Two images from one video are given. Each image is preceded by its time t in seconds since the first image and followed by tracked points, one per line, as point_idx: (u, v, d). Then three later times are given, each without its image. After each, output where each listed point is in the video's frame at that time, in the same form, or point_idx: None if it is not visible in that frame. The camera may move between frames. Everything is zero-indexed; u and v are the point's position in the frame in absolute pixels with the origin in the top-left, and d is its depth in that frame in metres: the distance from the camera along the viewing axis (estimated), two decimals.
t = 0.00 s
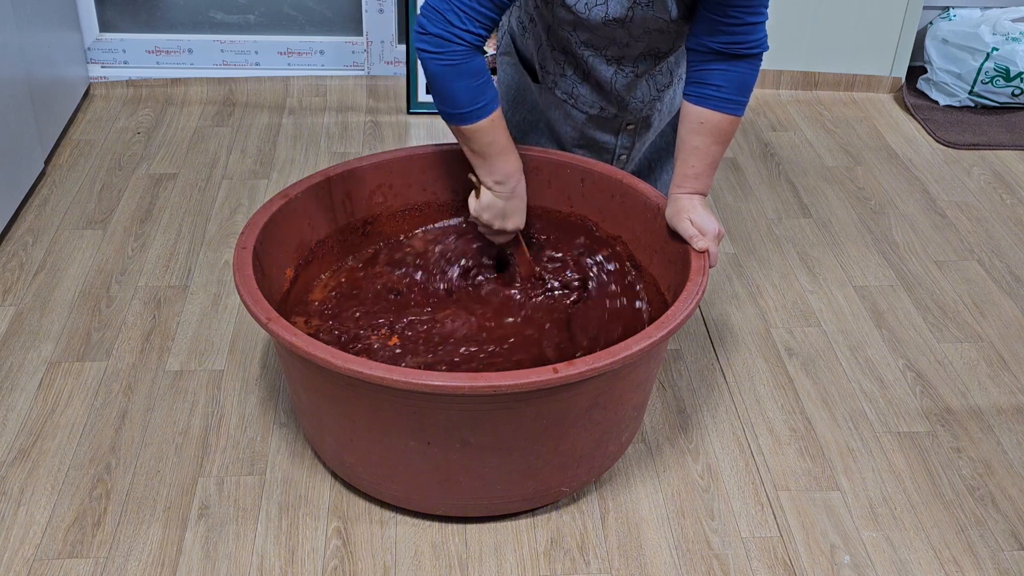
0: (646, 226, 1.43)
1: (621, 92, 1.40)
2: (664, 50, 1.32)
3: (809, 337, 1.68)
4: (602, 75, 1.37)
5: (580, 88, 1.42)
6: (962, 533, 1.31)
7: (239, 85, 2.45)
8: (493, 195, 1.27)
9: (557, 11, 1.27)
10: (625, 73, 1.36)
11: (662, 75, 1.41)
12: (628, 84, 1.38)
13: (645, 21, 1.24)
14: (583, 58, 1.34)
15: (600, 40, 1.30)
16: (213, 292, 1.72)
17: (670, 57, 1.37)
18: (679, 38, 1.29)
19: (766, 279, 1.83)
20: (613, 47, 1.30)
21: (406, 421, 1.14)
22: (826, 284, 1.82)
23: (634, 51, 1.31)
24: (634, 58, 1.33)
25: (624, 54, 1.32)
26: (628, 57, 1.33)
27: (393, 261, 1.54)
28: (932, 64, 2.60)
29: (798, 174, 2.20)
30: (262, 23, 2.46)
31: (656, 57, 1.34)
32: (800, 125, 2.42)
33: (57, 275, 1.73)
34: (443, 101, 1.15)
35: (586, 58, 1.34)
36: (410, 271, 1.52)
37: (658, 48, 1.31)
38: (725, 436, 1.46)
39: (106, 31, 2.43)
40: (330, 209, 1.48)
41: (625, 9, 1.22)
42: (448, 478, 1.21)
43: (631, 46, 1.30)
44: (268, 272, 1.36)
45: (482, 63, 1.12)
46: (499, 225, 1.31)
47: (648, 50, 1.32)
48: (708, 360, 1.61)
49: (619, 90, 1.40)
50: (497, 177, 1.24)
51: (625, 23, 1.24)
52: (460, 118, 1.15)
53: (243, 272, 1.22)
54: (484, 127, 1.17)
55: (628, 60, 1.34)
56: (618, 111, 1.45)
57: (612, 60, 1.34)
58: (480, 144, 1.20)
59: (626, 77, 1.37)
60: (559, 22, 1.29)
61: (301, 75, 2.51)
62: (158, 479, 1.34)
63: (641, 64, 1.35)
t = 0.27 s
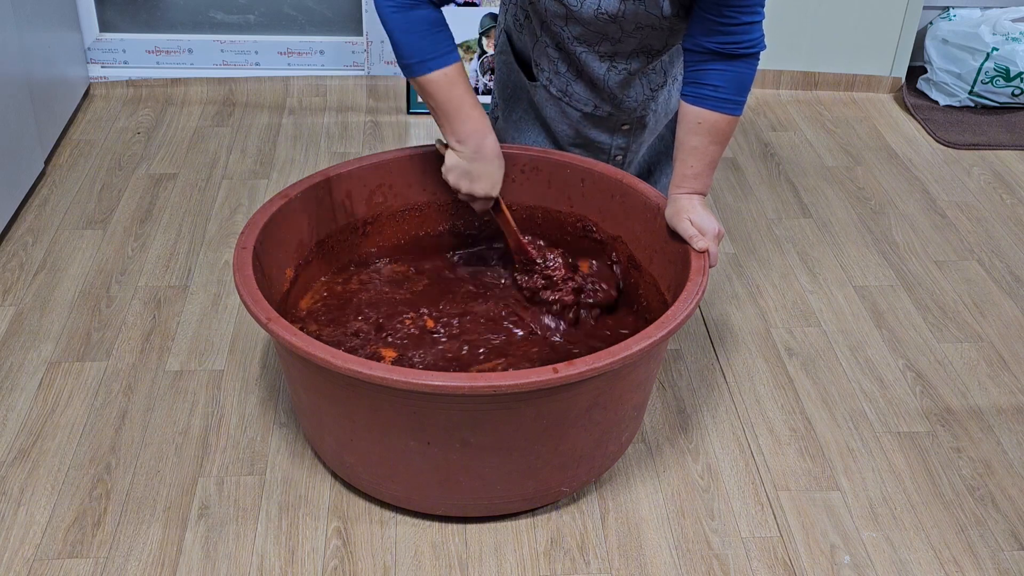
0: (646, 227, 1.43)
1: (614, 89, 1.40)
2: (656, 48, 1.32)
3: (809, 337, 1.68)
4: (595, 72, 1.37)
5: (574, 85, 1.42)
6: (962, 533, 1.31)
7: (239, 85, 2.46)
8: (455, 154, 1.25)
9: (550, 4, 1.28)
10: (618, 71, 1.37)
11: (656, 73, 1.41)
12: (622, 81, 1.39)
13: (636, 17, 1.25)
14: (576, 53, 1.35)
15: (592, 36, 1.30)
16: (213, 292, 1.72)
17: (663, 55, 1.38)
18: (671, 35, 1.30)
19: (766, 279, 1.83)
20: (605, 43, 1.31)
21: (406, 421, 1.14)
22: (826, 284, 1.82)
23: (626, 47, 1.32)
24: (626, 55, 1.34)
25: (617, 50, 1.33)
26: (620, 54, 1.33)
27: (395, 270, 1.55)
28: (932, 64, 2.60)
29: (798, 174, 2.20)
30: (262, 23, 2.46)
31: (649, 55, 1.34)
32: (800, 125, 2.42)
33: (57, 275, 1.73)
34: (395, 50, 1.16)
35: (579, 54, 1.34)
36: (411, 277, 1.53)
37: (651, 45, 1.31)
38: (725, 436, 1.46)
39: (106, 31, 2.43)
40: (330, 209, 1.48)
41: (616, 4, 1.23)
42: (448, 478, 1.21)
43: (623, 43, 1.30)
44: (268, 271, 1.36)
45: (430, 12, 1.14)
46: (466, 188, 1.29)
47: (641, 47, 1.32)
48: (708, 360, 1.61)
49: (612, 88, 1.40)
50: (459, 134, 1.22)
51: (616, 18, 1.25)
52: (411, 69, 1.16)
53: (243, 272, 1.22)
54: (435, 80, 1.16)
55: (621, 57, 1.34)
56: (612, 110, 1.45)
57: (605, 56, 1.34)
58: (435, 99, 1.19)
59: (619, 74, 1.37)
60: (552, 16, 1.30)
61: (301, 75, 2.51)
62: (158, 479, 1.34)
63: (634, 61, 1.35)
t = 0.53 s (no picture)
0: (646, 227, 1.43)
1: (613, 90, 1.40)
2: (655, 48, 1.32)
3: (809, 337, 1.68)
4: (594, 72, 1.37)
5: (574, 86, 1.42)
6: (962, 533, 1.31)
7: (239, 85, 2.46)
8: (418, 142, 1.14)
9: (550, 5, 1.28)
10: (617, 71, 1.37)
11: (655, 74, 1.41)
12: (620, 82, 1.39)
13: (635, 17, 1.25)
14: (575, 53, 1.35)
15: (592, 36, 1.30)
16: (213, 292, 1.72)
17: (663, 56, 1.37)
18: (670, 35, 1.30)
19: (766, 279, 1.83)
20: (604, 43, 1.31)
21: (406, 422, 1.14)
22: (826, 284, 1.82)
23: (625, 47, 1.32)
24: (625, 55, 1.34)
25: (615, 51, 1.33)
26: (619, 54, 1.33)
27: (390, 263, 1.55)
28: (932, 64, 2.60)
29: (798, 174, 2.20)
30: (262, 23, 2.47)
31: (648, 56, 1.34)
32: (800, 125, 2.42)
33: (57, 275, 1.73)
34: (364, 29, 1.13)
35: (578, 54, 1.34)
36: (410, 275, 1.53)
37: (650, 45, 1.31)
38: (725, 436, 1.46)
39: (106, 32, 2.43)
40: (330, 209, 1.48)
41: (615, 4, 1.23)
42: (448, 478, 1.21)
43: (622, 43, 1.30)
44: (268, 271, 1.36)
45: None
46: (426, 182, 1.16)
47: (640, 47, 1.32)
48: (708, 360, 1.61)
49: (611, 88, 1.40)
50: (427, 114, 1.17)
51: (615, 18, 1.25)
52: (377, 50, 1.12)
53: (244, 272, 1.22)
54: (399, 62, 1.12)
55: (620, 57, 1.34)
56: (610, 111, 1.45)
57: (604, 57, 1.34)
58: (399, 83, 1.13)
59: (619, 75, 1.37)
60: (551, 16, 1.30)
61: (301, 75, 2.51)
62: (158, 479, 1.34)
63: (633, 62, 1.35)
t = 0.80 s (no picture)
0: (646, 226, 1.43)
1: (614, 91, 1.40)
2: (655, 49, 1.32)
3: (809, 337, 1.68)
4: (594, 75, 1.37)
5: (573, 90, 1.42)
6: (962, 533, 1.31)
7: (239, 85, 2.46)
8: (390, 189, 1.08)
9: (547, 13, 1.27)
10: (617, 72, 1.37)
11: (655, 75, 1.41)
12: (621, 83, 1.38)
13: (635, 21, 1.24)
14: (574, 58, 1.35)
15: (591, 41, 1.30)
16: (213, 292, 1.72)
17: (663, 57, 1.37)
18: (670, 36, 1.30)
19: (766, 279, 1.83)
20: (603, 47, 1.31)
21: (406, 421, 1.14)
22: (826, 284, 1.82)
23: (624, 50, 1.31)
24: (625, 56, 1.33)
25: (615, 53, 1.33)
26: (619, 56, 1.33)
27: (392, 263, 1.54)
28: (932, 64, 2.60)
29: (798, 174, 2.20)
30: (262, 23, 2.47)
31: (648, 56, 1.34)
32: (800, 125, 2.42)
33: (57, 275, 1.73)
34: (366, 70, 1.09)
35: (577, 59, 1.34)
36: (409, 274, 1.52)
37: (650, 46, 1.31)
38: (725, 436, 1.46)
39: (106, 31, 2.43)
40: (330, 209, 1.48)
41: (614, 12, 1.23)
42: (448, 478, 1.21)
43: (622, 46, 1.30)
44: (268, 272, 1.36)
45: (414, 44, 1.10)
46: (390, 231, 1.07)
47: (639, 49, 1.32)
48: (708, 360, 1.61)
49: (612, 90, 1.40)
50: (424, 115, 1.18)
51: (614, 24, 1.25)
52: (382, 94, 1.08)
53: (243, 273, 1.22)
54: (388, 108, 1.09)
55: (620, 59, 1.34)
56: (611, 112, 1.45)
57: (603, 59, 1.34)
58: (385, 129, 1.09)
59: (619, 76, 1.37)
60: (549, 23, 1.29)
61: (301, 75, 2.51)
62: (158, 479, 1.34)
63: (633, 63, 1.35)
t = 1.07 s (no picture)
0: (646, 226, 1.43)
1: (618, 95, 1.41)
2: (658, 53, 1.32)
3: (809, 337, 1.68)
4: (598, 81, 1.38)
5: (577, 95, 1.43)
6: (962, 533, 1.31)
7: (239, 85, 2.46)
8: (399, 254, 1.09)
9: (549, 23, 1.28)
10: (622, 76, 1.37)
11: (658, 76, 1.41)
12: (625, 87, 1.39)
13: (637, 27, 1.25)
14: (578, 65, 1.35)
15: (594, 49, 1.30)
16: (213, 292, 1.72)
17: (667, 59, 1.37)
18: (672, 39, 1.30)
19: (766, 279, 1.83)
20: (607, 53, 1.31)
21: (405, 421, 1.14)
22: (826, 284, 1.82)
23: (627, 55, 1.32)
24: (628, 62, 1.34)
25: (619, 59, 1.33)
26: (622, 61, 1.34)
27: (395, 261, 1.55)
28: (932, 64, 2.60)
29: (798, 174, 2.20)
30: (262, 23, 2.45)
31: (652, 60, 1.34)
32: (800, 125, 2.42)
33: (57, 275, 1.73)
34: (397, 137, 1.05)
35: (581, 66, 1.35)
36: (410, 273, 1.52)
37: (653, 51, 1.31)
38: (725, 436, 1.46)
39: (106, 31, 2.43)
40: (331, 208, 1.48)
41: (614, 19, 1.23)
42: (448, 478, 1.21)
43: (625, 51, 1.30)
44: (269, 272, 1.36)
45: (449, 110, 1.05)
46: (389, 295, 1.10)
47: (643, 54, 1.32)
48: (708, 360, 1.61)
49: (616, 93, 1.40)
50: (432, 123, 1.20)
51: (615, 30, 1.25)
52: (411, 161, 1.06)
53: (244, 273, 1.22)
54: (422, 176, 1.07)
55: (625, 63, 1.34)
56: (615, 114, 1.46)
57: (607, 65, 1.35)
58: (403, 194, 1.07)
59: (624, 80, 1.37)
60: (551, 33, 1.30)
61: (301, 75, 2.51)
62: (158, 479, 1.34)
63: (637, 67, 1.35)
